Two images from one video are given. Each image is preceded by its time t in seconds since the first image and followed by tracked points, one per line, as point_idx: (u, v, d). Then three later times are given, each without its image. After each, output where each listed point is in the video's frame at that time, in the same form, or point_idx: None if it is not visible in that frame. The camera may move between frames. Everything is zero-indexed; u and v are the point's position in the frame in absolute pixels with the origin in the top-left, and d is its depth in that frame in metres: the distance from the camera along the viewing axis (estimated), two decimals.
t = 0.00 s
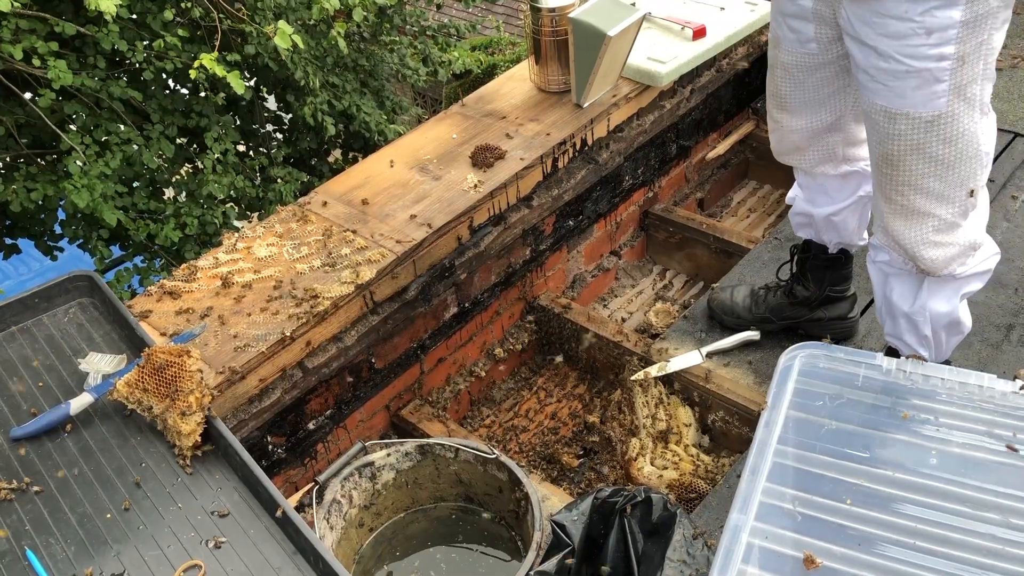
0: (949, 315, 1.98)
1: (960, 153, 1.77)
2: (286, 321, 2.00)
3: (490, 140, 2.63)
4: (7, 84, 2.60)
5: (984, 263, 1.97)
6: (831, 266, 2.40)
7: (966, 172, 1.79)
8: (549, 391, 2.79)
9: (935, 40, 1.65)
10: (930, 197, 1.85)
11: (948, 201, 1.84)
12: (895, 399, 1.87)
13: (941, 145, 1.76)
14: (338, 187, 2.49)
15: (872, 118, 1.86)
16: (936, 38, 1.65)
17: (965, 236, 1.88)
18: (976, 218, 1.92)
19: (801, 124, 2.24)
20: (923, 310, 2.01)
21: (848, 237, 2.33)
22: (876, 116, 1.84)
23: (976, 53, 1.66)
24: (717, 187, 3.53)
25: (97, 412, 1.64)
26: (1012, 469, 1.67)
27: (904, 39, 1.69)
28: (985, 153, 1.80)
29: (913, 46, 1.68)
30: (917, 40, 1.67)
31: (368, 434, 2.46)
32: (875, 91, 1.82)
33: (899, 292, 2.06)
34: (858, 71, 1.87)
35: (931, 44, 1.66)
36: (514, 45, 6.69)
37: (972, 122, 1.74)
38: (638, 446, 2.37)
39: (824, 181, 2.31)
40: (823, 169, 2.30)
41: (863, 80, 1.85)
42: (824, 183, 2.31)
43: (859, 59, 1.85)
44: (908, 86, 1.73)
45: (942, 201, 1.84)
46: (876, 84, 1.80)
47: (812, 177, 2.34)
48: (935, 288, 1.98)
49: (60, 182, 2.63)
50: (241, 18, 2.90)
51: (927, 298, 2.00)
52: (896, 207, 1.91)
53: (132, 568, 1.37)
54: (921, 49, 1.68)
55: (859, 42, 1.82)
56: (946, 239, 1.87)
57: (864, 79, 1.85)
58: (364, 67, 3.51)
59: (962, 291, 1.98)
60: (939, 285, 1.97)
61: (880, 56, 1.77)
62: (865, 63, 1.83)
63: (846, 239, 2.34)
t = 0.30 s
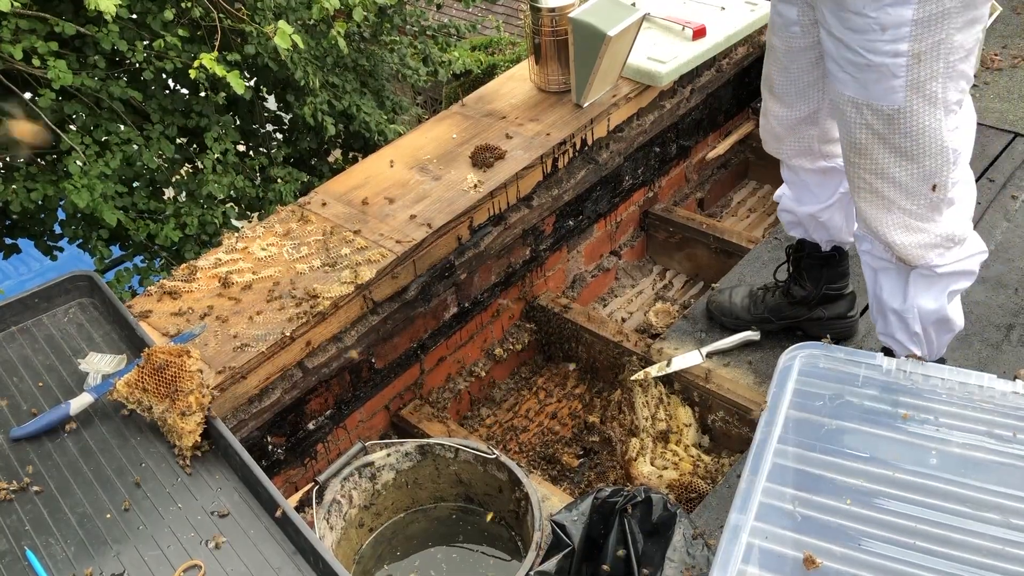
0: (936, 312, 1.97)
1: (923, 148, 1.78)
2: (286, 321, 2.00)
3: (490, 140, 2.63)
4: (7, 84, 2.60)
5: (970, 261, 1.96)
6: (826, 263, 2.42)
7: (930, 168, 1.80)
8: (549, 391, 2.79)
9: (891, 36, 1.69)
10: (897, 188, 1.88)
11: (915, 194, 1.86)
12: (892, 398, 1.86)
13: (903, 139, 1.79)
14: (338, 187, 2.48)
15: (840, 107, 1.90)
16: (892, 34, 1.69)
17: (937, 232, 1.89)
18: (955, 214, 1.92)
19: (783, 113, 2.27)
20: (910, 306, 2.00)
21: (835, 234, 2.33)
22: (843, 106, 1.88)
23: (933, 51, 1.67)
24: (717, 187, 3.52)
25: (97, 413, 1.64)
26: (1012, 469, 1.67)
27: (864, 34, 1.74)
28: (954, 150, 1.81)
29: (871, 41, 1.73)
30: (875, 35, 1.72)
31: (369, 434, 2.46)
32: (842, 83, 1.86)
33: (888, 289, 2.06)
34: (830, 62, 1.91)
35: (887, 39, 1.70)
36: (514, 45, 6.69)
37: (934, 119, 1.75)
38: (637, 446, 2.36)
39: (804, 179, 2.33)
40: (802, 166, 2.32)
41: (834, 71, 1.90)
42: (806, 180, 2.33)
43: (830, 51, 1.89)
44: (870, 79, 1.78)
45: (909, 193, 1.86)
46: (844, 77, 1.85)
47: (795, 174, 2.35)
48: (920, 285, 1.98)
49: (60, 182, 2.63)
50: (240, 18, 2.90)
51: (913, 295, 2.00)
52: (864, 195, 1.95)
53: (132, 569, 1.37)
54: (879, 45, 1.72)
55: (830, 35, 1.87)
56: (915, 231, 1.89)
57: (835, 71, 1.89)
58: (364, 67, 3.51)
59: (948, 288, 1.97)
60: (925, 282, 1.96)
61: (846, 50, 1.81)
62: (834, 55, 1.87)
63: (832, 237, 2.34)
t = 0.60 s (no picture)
0: (941, 310, 1.98)
1: (944, 139, 1.77)
2: (286, 321, 2.00)
3: (490, 140, 2.64)
4: (7, 84, 2.60)
5: (974, 260, 1.98)
6: (819, 263, 2.42)
7: (950, 158, 1.80)
8: (549, 391, 2.79)
9: (912, 24, 1.67)
10: (915, 181, 1.87)
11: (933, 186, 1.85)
12: (894, 398, 1.86)
13: (924, 129, 1.78)
14: (338, 187, 2.48)
15: (858, 99, 1.88)
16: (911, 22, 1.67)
17: (953, 225, 1.89)
18: (967, 207, 1.93)
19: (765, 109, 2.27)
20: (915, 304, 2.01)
21: (818, 233, 2.34)
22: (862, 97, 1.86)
23: (957, 38, 1.66)
24: (717, 187, 3.52)
25: (97, 413, 1.64)
26: (1012, 469, 1.67)
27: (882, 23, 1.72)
28: (972, 141, 1.80)
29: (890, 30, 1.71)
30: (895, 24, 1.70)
31: (369, 434, 2.46)
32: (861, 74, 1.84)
33: (892, 288, 2.07)
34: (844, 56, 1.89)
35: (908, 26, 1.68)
36: (514, 45, 6.69)
37: (956, 108, 1.74)
38: (637, 446, 2.36)
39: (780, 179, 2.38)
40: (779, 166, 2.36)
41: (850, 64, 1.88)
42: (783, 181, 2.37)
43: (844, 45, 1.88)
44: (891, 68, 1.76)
45: (926, 186, 1.85)
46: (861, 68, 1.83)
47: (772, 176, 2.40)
48: (926, 283, 1.99)
49: (60, 182, 2.63)
50: (241, 18, 2.90)
51: (919, 293, 2.01)
52: (881, 188, 1.94)
53: (132, 568, 1.37)
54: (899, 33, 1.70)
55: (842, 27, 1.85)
56: (929, 224, 1.90)
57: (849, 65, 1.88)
58: (364, 67, 3.51)
59: (953, 287, 1.99)
60: (933, 279, 1.98)
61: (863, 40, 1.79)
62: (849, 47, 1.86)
63: (821, 235, 2.35)
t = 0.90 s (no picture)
0: (942, 310, 1.99)
1: (976, 116, 1.74)
2: (286, 321, 2.00)
3: (490, 140, 2.64)
4: (7, 84, 2.60)
5: (973, 259, 1.98)
6: (813, 265, 2.43)
7: (978, 135, 1.77)
8: (549, 391, 2.79)
9: None
10: (943, 161, 1.83)
11: (958, 167, 1.83)
12: (894, 398, 1.86)
13: (956, 106, 1.74)
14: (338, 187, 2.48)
15: (889, 76, 1.82)
16: None
17: (968, 207, 1.89)
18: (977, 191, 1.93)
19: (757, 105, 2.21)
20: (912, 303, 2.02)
21: (806, 232, 2.37)
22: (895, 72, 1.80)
23: (993, 8, 1.62)
24: (717, 187, 3.52)
25: (97, 413, 1.64)
26: (1012, 469, 1.67)
27: None
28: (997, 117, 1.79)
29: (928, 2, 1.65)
30: None
31: (369, 434, 2.46)
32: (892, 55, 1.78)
33: (893, 288, 2.08)
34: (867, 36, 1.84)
35: None
36: (514, 45, 6.70)
37: (988, 82, 1.71)
38: (637, 446, 2.36)
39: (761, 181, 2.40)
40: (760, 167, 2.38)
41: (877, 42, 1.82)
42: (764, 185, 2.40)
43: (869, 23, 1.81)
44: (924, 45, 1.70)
45: (952, 166, 1.83)
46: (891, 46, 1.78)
47: (753, 181, 2.44)
48: (926, 283, 2.00)
49: (60, 182, 2.63)
50: (241, 18, 2.90)
51: (919, 292, 2.02)
52: (905, 167, 1.89)
53: (132, 568, 1.37)
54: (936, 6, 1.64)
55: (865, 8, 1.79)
56: (950, 207, 1.87)
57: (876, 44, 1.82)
58: (364, 67, 3.51)
59: (954, 287, 2.00)
60: (933, 279, 1.99)
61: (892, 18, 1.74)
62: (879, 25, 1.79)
63: (811, 235, 2.37)
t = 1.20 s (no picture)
0: (949, 311, 2.00)
1: (991, 123, 1.76)
2: (286, 321, 2.00)
3: (490, 140, 2.64)
4: (7, 84, 2.60)
5: (974, 258, 2.01)
6: (810, 265, 2.43)
7: (990, 140, 1.79)
8: (549, 391, 2.79)
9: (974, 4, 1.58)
10: (956, 167, 1.83)
11: (970, 169, 1.84)
12: (895, 398, 1.86)
13: (974, 116, 1.73)
14: (338, 187, 2.48)
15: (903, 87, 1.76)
16: None
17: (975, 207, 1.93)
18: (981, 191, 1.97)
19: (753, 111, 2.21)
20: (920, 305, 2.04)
21: (802, 235, 2.37)
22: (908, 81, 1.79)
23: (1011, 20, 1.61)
24: (717, 187, 3.52)
25: (97, 413, 1.64)
26: (1012, 469, 1.67)
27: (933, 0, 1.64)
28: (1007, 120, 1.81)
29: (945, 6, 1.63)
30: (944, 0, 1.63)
31: (369, 434, 2.46)
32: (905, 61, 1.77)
33: (899, 291, 2.08)
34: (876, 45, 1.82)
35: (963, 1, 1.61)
36: (514, 45, 6.70)
37: (1001, 90, 1.72)
38: (637, 446, 2.36)
39: (757, 187, 2.40)
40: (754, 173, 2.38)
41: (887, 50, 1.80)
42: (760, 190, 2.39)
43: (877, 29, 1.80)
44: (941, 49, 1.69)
45: (965, 171, 1.84)
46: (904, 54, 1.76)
47: (747, 187, 2.44)
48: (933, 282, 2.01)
49: (60, 182, 2.63)
50: (240, 18, 2.90)
51: (926, 293, 2.02)
52: (918, 176, 1.88)
53: (132, 569, 1.37)
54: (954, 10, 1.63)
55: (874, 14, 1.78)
56: (961, 208, 1.90)
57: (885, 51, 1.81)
58: (364, 67, 3.50)
59: (959, 287, 2.02)
60: (942, 280, 2.01)
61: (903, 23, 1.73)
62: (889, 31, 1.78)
63: (806, 238, 2.37)
